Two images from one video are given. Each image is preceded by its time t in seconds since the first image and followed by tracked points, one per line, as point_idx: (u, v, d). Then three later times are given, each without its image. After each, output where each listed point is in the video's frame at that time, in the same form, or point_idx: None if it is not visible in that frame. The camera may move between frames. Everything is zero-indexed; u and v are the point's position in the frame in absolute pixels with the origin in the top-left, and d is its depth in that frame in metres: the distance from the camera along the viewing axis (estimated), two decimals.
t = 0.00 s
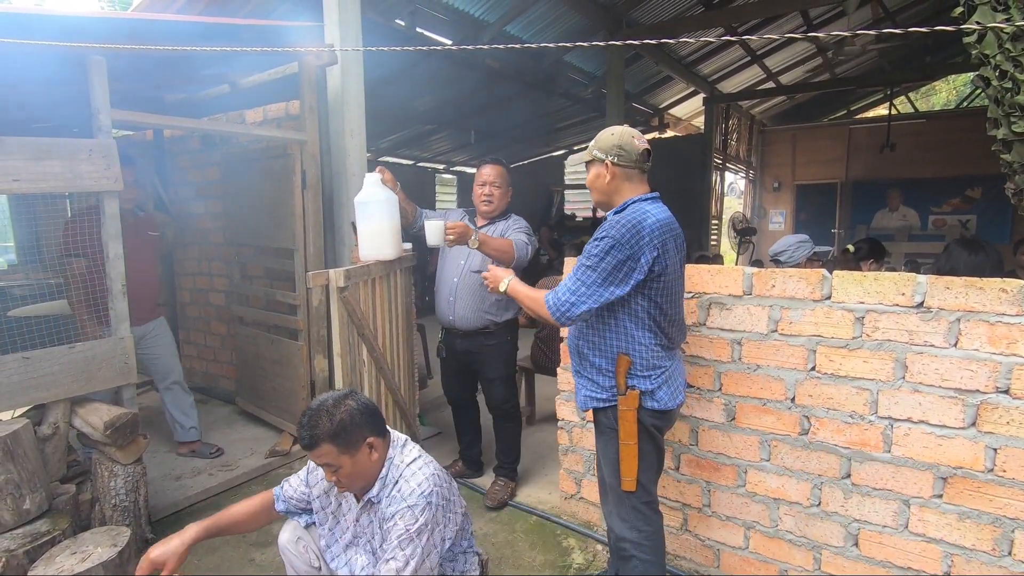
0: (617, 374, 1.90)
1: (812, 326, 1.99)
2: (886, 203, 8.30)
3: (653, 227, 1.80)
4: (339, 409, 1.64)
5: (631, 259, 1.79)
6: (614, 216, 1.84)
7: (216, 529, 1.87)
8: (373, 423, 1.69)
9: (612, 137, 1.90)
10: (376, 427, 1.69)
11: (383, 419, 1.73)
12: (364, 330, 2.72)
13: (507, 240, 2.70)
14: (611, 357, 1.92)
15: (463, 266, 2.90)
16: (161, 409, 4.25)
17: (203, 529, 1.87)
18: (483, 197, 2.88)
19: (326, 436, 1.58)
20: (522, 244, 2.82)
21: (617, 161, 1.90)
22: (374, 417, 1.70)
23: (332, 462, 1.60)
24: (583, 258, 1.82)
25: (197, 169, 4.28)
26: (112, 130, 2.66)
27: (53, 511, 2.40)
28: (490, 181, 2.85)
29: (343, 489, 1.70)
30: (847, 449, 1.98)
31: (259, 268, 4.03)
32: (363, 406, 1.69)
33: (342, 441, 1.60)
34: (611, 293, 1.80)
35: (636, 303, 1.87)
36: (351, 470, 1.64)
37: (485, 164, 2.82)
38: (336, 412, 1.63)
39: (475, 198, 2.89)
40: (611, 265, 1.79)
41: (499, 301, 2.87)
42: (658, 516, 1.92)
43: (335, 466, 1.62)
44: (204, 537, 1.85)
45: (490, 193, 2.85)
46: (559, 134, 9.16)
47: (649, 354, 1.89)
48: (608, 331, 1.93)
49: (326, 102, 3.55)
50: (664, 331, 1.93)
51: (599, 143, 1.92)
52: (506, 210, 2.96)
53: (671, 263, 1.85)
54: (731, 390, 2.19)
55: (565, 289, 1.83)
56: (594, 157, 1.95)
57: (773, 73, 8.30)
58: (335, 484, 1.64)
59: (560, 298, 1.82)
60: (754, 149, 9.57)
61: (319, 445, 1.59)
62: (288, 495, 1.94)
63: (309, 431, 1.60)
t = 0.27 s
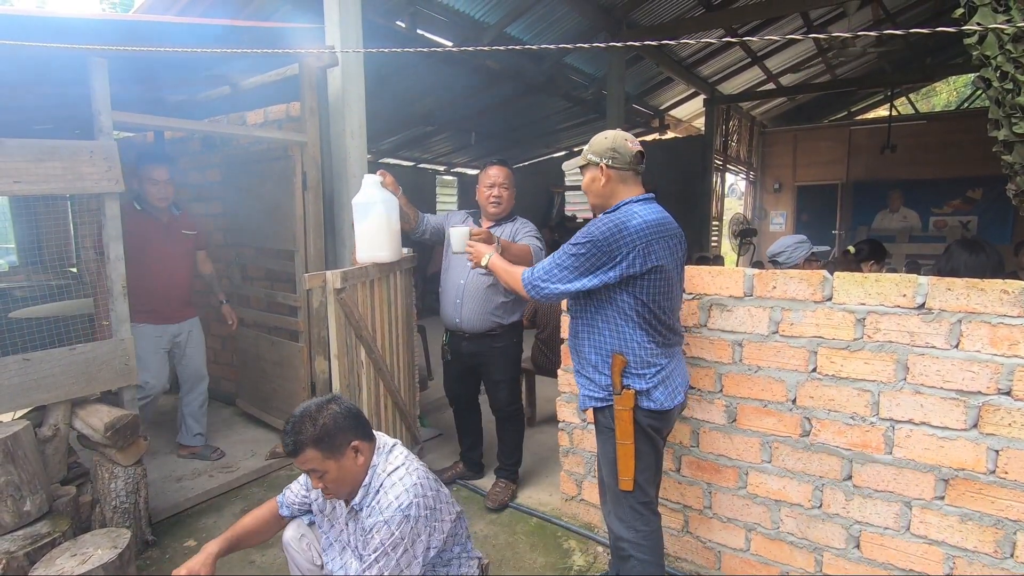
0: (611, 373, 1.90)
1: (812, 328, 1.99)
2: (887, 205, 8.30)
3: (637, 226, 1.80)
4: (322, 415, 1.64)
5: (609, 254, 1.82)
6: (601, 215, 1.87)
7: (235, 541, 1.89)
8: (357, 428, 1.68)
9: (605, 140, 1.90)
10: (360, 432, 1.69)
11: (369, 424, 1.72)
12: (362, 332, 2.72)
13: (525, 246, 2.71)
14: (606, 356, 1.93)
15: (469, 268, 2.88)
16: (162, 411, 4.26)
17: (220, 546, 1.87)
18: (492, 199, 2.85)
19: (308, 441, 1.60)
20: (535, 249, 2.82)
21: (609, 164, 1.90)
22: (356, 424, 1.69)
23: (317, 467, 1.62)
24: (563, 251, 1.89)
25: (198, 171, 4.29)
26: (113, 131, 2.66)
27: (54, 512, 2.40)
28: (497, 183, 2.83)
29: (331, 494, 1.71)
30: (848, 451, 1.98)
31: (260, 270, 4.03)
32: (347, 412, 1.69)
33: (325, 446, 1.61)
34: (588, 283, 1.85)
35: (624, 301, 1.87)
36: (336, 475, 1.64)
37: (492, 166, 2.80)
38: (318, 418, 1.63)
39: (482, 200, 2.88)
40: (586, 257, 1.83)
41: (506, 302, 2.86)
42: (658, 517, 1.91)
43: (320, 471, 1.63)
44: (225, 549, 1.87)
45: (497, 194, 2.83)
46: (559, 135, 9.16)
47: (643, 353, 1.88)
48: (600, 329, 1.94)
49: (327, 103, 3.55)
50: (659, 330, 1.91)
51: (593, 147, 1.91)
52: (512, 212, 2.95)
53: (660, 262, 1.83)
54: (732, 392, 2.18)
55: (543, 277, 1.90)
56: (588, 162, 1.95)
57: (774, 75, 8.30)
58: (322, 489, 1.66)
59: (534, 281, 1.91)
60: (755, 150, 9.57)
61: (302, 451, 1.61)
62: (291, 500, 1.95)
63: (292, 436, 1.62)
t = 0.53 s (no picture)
0: (604, 370, 1.90)
1: (814, 326, 1.98)
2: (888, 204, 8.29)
3: (623, 224, 1.80)
4: (317, 412, 1.64)
5: (593, 250, 1.83)
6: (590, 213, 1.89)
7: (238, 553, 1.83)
8: (353, 424, 1.69)
9: (602, 140, 1.91)
10: (356, 427, 1.69)
11: (365, 420, 1.73)
12: (358, 331, 2.72)
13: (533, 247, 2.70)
14: (600, 353, 1.93)
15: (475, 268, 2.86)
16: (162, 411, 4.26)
17: (224, 558, 1.81)
18: (495, 198, 2.84)
19: (305, 439, 1.59)
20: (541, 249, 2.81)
21: (606, 163, 1.90)
22: (353, 418, 1.70)
23: (313, 465, 1.61)
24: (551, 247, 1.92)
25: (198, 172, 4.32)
26: (113, 131, 2.66)
27: (54, 513, 2.40)
28: (501, 182, 2.83)
29: (328, 493, 1.70)
30: (850, 450, 1.97)
31: (261, 270, 4.05)
32: (343, 408, 1.70)
33: (321, 443, 1.61)
34: (573, 278, 1.87)
35: (614, 298, 1.87)
36: (333, 471, 1.64)
37: (495, 164, 2.81)
38: (313, 415, 1.63)
39: (485, 200, 2.86)
40: (571, 253, 1.86)
41: (511, 302, 2.84)
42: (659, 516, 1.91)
43: (317, 469, 1.63)
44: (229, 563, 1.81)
45: (502, 193, 2.82)
46: (559, 135, 9.16)
47: (636, 350, 1.87)
48: (593, 326, 1.95)
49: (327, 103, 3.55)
50: (652, 327, 1.89)
51: (589, 147, 1.92)
52: (516, 211, 2.93)
53: (649, 258, 1.81)
54: (733, 391, 2.18)
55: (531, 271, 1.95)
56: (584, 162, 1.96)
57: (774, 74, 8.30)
58: (318, 488, 1.65)
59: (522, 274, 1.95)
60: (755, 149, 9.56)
61: (298, 449, 1.60)
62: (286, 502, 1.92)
63: (287, 435, 1.61)
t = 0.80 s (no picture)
0: (603, 369, 1.90)
1: (812, 325, 1.99)
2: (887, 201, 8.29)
3: (619, 223, 1.81)
4: (318, 408, 1.65)
5: (591, 250, 1.83)
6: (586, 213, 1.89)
7: None
8: (354, 420, 1.69)
9: (598, 139, 1.91)
10: (357, 424, 1.70)
11: (366, 417, 1.73)
12: (353, 331, 2.71)
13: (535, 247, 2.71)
14: (598, 353, 1.93)
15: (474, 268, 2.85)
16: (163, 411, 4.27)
17: None
18: (491, 196, 2.84)
19: (306, 434, 1.60)
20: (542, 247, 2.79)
21: (603, 163, 1.90)
22: (355, 414, 1.70)
23: (314, 460, 1.61)
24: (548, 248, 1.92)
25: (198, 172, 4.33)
26: (112, 132, 2.66)
27: (54, 513, 2.40)
28: (497, 180, 2.82)
29: (329, 490, 1.69)
30: (849, 448, 1.97)
31: (261, 270, 4.06)
32: (344, 405, 1.70)
33: (322, 439, 1.61)
34: (571, 279, 1.87)
35: (612, 297, 1.87)
36: (334, 467, 1.64)
37: (490, 162, 2.80)
38: (315, 411, 1.64)
39: (482, 199, 2.86)
40: (569, 254, 1.85)
41: (511, 302, 2.83)
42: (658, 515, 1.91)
43: (318, 464, 1.63)
44: None
45: (499, 191, 2.81)
46: (559, 133, 9.16)
47: (635, 349, 1.87)
48: (591, 326, 1.95)
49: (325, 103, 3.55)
50: (650, 326, 1.90)
51: (585, 146, 1.93)
52: (515, 210, 2.91)
53: (646, 257, 1.82)
54: (732, 389, 2.18)
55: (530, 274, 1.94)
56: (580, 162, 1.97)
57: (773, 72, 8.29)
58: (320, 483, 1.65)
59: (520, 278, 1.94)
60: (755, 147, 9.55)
61: (299, 444, 1.61)
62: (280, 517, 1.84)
63: (290, 430, 1.62)
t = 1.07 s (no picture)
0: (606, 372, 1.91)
1: (811, 326, 1.99)
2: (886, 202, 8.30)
3: (625, 225, 1.81)
4: (319, 414, 1.65)
5: (597, 254, 1.83)
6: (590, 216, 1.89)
7: None
8: (356, 424, 1.69)
9: (596, 142, 1.91)
10: (359, 429, 1.70)
11: (368, 422, 1.72)
12: (351, 334, 2.71)
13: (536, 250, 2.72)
14: (602, 356, 1.93)
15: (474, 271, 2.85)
16: (163, 414, 4.27)
17: None
18: (484, 199, 2.83)
19: (307, 441, 1.61)
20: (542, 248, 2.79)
21: (604, 164, 1.91)
22: (357, 417, 1.71)
23: (316, 466, 1.62)
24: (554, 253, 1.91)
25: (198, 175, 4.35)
26: (113, 136, 2.66)
27: (56, 516, 2.40)
28: (488, 183, 2.82)
29: (333, 495, 1.70)
30: (848, 449, 1.98)
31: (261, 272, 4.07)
32: (345, 409, 1.71)
33: (323, 445, 1.61)
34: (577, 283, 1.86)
35: (616, 300, 1.87)
36: (336, 472, 1.64)
37: (483, 165, 2.79)
38: (316, 417, 1.64)
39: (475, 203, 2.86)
40: (575, 258, 1.85)
41: (513, 304, 2.83)
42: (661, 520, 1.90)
43: (320, 470, 1.63)
44: None
45: (492, 194, 2.80)
46: (558, 134, 9.18)
47: (638, 351, 1.88)
48: (595, 330, 1.95)
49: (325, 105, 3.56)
50: (653, 328, 1.90)
51: (582, 150, 1.93)
52: (512, 212, 2.91)
53: (651, 259, 1.83)
54: (731, 391, 2.19)
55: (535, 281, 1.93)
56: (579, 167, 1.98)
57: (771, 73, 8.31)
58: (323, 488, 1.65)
59: (527, 286, 1.93)
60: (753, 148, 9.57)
61: (302, 451, 1.61)
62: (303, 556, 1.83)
63: (292, 436, 1.63)
